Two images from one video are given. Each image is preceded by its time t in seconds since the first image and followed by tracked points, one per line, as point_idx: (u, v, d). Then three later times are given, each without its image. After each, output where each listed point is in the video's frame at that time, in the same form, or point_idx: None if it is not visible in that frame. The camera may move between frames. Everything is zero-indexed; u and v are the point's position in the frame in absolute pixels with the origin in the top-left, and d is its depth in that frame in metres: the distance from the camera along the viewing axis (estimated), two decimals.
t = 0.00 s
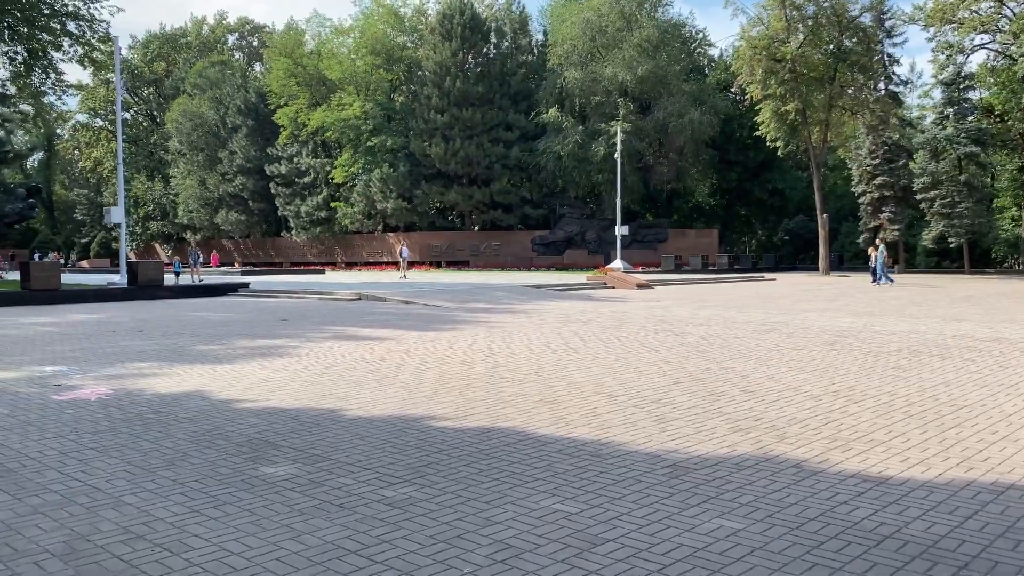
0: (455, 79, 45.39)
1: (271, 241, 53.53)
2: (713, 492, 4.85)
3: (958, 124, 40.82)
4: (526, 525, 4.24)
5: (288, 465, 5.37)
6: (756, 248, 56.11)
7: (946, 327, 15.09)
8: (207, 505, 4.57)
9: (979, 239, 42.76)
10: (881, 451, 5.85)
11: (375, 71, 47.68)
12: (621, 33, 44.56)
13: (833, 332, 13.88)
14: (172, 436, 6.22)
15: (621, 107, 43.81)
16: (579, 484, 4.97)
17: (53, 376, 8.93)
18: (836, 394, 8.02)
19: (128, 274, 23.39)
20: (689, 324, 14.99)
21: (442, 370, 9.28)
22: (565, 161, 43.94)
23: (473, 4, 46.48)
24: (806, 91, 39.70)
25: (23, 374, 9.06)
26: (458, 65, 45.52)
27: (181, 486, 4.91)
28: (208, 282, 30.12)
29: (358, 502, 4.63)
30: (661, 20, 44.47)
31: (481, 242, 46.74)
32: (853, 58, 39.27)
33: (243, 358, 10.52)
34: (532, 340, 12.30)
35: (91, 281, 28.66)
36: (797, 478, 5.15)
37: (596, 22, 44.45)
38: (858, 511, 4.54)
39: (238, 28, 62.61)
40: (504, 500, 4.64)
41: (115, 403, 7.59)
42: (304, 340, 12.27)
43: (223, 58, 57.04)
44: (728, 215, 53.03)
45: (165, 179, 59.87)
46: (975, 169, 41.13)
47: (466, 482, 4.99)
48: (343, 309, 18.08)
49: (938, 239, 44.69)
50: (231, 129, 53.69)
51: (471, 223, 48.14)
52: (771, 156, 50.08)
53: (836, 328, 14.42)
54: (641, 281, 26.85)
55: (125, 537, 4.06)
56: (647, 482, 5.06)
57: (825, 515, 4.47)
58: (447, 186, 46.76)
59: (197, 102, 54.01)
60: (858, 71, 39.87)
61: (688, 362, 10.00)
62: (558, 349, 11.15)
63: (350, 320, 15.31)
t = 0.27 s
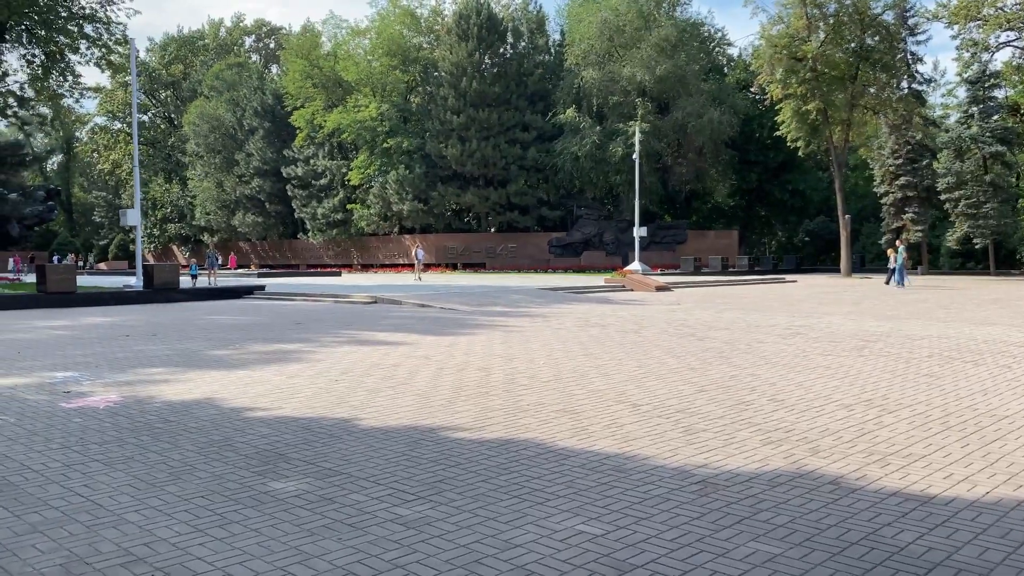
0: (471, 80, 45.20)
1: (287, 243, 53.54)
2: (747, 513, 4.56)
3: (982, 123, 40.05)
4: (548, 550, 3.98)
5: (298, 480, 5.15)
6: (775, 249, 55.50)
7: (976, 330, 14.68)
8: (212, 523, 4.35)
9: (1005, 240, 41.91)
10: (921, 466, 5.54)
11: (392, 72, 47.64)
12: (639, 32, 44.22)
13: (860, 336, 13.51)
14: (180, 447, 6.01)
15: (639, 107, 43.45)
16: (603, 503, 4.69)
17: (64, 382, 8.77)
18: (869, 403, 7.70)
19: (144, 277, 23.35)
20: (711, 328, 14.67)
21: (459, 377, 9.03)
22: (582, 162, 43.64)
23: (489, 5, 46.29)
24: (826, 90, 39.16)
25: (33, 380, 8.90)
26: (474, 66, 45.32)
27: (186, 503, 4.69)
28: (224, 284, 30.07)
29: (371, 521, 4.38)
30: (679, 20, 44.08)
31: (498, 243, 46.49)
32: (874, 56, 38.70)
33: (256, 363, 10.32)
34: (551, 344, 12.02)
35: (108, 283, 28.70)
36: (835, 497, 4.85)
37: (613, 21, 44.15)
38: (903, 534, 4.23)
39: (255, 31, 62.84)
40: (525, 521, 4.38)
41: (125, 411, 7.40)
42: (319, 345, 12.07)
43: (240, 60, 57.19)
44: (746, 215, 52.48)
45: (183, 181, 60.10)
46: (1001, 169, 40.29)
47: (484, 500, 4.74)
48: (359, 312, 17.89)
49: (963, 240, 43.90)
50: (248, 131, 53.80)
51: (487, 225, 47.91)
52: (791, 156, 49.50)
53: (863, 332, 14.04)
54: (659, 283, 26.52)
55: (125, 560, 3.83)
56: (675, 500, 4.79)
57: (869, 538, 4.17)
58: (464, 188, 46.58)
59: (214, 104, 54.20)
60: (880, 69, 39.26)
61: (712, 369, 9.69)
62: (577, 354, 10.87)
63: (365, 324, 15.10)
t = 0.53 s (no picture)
0: (487, 80, 45.00)
1: (304, 243, 53.57)
2: (787, 526, 4.28)
3: (1006, 121, 39.34)
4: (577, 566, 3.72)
5: (312, 486, 4.92)
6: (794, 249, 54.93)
7: (1007, 332, 14.27)
8: (221, 534, 4.12)
9: None
10: (970, 475, 5.23)
11: (408, 73, 47.55)
12: (656, 31, 43.93)
13: (888, 337, 13.15)
14: (191, 451, 5.80)
15: (656, 107, 43.11)
16: (633, 515, 4.42)
17: (75, 383, 8.60)
18: (905, 407, 7.38)
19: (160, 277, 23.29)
20: (734, 329, 14.36)
21: (476, 378, 8.80)
22: (599, 162, 43.34)
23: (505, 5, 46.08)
24: (847, 87, 38.64)
25: (44, 381, 8.74)
26: (490, 66, 45.14)
27: (195, 511, 4.48)
28: (241, 285, 30.01)
29: (387, 533, 4.14)
30: (697, 18, 43.69)
31: (513, 244, 46.25)
32: (896, 53, 38.14)
33: (271, 364, 10.13)
34: (570, 345, 11.77)
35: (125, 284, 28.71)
36: (879, 508, 4.57)
37: (630, 20, 43.86)
38: (956, 549, 3.94)
39: (271, 32, 63.07)
40: (551, 533, 4.12)
41: (135, 414, 7.20)
42: (334, 345, 11.87)
43: (257, 61, 57.39)
44: (765, 215, 51.96)
45: (200, 182, 60.31)
46: None
47: (507, 510, 4.48)
48: (375, 312, 17.71)
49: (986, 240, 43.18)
50: (264, 132, 53.89)
51: (503, 225, 47.68)
52: (810, 156, 48.95)
53: (890, 333, 13.70)
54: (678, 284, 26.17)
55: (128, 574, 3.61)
56: (709, 511, 4.51)
57: (922, 555, 3.89)
58: (479, 188, 46.40)
59: (231, 106, 54.35)
60: (902, 67, 38.68)
61: (738, 371, 9.39)
62: (598, 355, 10.61)
63: (381, 324, 14.90)
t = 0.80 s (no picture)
0: (502, 80, 44.76)
1: (318, 244, 53.50)
2: (831, 550, 3.98)
3: None
4: None
5: (325, 503, 4.68)
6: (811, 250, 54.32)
7: None
8: (228, 556, 3.88)
9: None
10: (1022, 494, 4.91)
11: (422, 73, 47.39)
12: (672, 30, 43.56)
13: (916, 341, 12.80)
14: (200, 463, 5.58)
15: (672, 106, 42.75)
16: (665, 537, 4.15)
17: (84, 389, 8.42)
18: (942, 417, 7.06)
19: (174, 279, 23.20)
20: (756, 332, 14.03)
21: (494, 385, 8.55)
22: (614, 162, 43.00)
23: (520, 4, 45.79)
24: (867, 86, 38.07)
25: (53, 387, 8.56)
26: (505, 66, 44.92)
27: (201, 530, 4.24)
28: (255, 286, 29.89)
29: (403, 557, 3.88)
30: (713, 16, 43.21)
31: (528, 244, 45.97)
32: (917, 51, 37.52)
33: (284, 369, 9.91)
34: (589, 349, 11.50)
35: (139, 285, 28.69)
36: (928, 530, 4.26)
37: (645, 19, 43.52)
38: None
39: (286, 33, 63.17)
40: (578, 558, 3.85)
41: (144, 422, 6.99)
42: (348, 350, 11.65)
43: (272, 63, 57.47)
44: (782, 216, 51.41)
45: (215, 183, 60.42)
46: None
47: (530, 531, 4.21)
48: (389, 315, 17.49)
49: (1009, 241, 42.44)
50: (279, 133, 53.90)
51: (517, 226, 47.43)
52: (828, 156, 48.37)
53: (917, 338, 13.34)
54: (696, 285, 25.83)
55: None
56: (746, 533, 4.22)
57: None
58: (494, 188, 46.18)
59: (246, 106, 54.39)
60: (923, 65, 38.08)
61: (764, 377, 9.08)
62: (619, 360, 10.33)
63: (396, 327, 14.68)
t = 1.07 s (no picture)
0: (514, 79, 44.56)
1: (330, 244, 53.43)
2: (873, 567, 3.73)
3: None
4: None
5: (333, 513, 4.46)
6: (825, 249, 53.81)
7: None
8: (231, 571, 3.67)
9: None
10: None
11: (434, 73, 47.26)
12: (685, 29, 43.24)
13: (939, 342, 12.47)
14: (205, 469, 5.38)
15: (685, 105, 42.39)
16: (694, 551, 3.91)
17: (91, 391, 8.25)
18: (976, 421, 6.77)
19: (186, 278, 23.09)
20: (774, 332, 13.76)
21: (509, 386, 8.32)
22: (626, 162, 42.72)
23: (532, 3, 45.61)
24: (883, 83, 37.60)
25: (60, 388, 8.41)
26: (517, 65, 44.72)
27: (204, 541, 4.03)
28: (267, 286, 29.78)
29: (416, 572, 3.65)
30: (726, 15, 42.84)
31: (540, 244, 45.72)
32: (933, 48, 37.07)
33: (294, 370, 9.71)
34: (605, 350, 11.26)
35: (151, 285, 28.68)
36: (975, 545, 4.00)
37: (658, 18, 43.22)
38: None
39: (298, 34, 63.24)
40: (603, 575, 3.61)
41: (150, 425, 6.80)
42: (360, 350, 11.45)
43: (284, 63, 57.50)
44: (796, 215, 50.97)
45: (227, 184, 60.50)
46: None
47: (550, 545, 3.97)
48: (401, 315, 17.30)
49: None
50: (291, 133, 53.89)
51: (529, 225, 47.21)
52: (843, 155, 47.91)
53: (940, 338, 13.03)
54: (710, 285, 25.51)
55: None
56: (781, 547, 3.97)
57: None
58: (506, 188, 45.98)
59: (258, 107, 54.45)
60: (941, 62, 37.58)
61: (787, 380, 8.81)
62: (635, 362, 10.09)
63: (408, 327, 14.48)
